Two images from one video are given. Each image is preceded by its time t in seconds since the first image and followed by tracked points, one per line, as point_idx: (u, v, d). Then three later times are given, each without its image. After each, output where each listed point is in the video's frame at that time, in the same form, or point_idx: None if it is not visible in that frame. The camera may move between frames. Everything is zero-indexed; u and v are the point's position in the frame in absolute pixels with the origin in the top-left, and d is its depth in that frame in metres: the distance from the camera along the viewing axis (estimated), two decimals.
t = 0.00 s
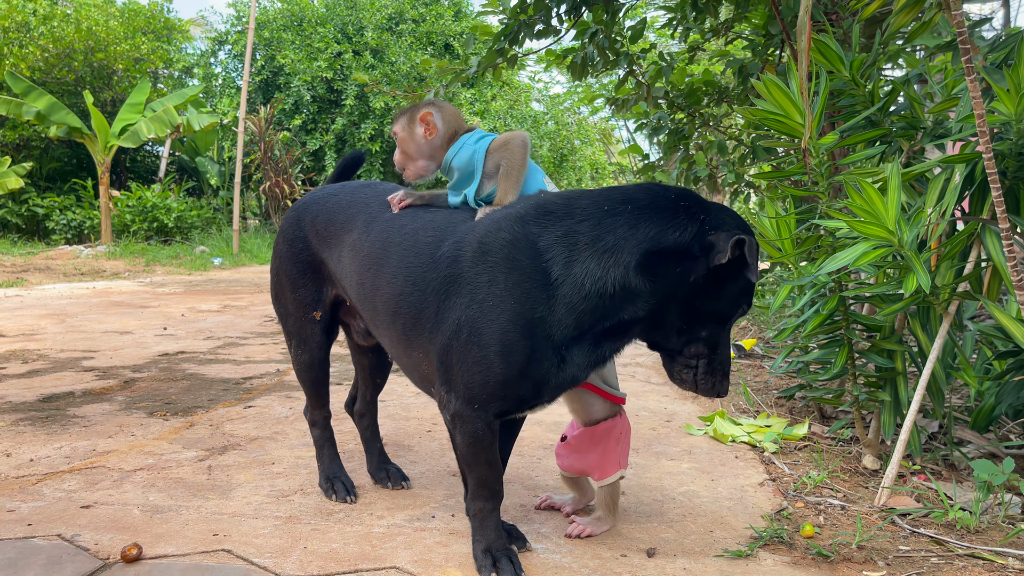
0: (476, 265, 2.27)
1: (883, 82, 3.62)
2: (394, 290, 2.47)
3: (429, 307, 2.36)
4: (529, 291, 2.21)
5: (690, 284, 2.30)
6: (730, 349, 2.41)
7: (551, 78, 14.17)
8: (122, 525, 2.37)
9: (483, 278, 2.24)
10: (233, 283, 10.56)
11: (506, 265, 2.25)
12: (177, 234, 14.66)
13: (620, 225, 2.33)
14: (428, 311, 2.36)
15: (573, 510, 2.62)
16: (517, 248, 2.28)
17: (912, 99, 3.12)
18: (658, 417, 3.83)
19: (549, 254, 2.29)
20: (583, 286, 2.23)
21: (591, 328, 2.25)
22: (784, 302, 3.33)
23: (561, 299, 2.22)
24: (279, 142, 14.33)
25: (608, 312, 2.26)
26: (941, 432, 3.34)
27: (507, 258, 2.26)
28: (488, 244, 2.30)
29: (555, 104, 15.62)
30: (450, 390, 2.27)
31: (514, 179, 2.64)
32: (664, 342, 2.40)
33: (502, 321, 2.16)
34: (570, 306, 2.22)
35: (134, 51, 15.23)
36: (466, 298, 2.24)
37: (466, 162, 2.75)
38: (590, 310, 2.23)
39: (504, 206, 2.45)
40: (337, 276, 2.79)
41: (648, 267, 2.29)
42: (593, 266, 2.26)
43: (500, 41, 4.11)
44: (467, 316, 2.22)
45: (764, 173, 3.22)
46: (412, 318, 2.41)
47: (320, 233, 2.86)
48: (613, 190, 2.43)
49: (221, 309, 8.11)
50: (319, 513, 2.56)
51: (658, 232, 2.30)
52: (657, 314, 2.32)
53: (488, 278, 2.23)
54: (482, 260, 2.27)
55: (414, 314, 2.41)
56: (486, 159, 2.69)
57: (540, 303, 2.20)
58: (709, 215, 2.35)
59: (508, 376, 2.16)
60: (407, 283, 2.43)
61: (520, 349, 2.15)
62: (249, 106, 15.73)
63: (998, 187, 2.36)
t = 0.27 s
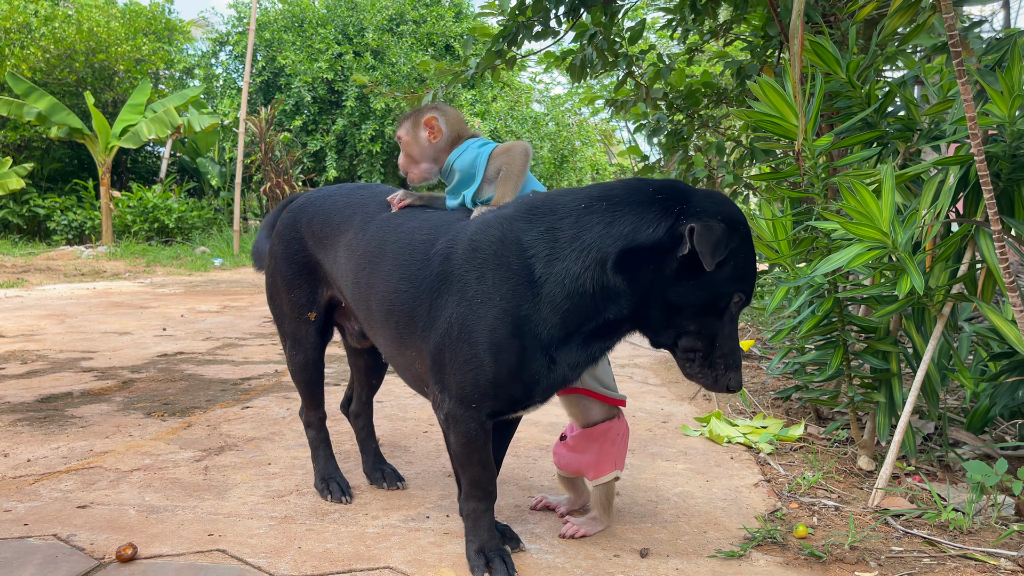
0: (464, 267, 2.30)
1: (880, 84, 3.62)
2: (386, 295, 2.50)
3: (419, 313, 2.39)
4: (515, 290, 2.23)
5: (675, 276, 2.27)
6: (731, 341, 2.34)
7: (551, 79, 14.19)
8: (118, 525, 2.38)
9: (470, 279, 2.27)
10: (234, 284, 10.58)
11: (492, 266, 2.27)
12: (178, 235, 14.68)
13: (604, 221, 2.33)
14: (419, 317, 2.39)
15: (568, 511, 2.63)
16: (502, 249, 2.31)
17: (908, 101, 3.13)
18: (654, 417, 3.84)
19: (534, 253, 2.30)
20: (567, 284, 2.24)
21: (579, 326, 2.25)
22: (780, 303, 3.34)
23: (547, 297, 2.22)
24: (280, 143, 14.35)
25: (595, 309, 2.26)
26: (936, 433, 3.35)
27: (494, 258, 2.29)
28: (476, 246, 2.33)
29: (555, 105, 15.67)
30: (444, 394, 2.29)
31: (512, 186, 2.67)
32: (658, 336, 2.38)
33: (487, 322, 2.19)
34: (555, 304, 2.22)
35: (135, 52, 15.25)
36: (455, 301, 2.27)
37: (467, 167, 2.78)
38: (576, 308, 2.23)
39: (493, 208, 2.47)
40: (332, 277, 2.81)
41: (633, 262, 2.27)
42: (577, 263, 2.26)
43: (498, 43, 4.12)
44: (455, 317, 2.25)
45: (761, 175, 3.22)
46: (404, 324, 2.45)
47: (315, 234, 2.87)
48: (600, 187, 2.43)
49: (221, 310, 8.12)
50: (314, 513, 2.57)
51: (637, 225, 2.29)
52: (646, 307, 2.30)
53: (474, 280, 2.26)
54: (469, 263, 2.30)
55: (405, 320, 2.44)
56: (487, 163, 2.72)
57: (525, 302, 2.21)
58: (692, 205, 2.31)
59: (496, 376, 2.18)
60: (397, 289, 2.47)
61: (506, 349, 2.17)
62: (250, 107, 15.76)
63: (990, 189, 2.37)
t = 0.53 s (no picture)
0: (451, 266, 2.32)
1: (876, 84, 3.63)
2: (378, 299, 2.53)
3: (410, 316, 2.42)
4: (498, 287, 2.24)
5: (653, 262, 2.22)
6: (721, 329, 2.25)
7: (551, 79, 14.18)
8: (113, 525, 2.39)
9: (456, 279, 2.29)
10: (233, 284, 10.58)
11: (477, 265, 2.29)
12: (178, 235, 14.69)
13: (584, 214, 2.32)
14: (409, 320, 2.43)
15: (563, 510, 2.64)
16: (487, 247, 2.32)
17: (903, 101, 3.13)
18: (651, 417, 3.84)
19: (518, 249, 2.30)
20: (549, 280, 2.23)
21: (565, 321, 2.24)
22: (776, 303, 3.34)
23: (529, 292, 2.22)
24: (279, 144, 14.34)
25: (579, 303, 2.25)
26: (932, 432, 3.35)
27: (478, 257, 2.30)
28: (462, 245, 2.35)
29: (555, 105, 15.68)
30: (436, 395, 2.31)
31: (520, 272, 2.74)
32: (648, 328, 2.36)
33: (471, 320, 2.21)
34: (539, 300, 2.22)
35: (135, 53, 15.26)
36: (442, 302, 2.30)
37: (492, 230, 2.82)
38: (559, 302, 2.23)
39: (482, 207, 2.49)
40: (332, 277, 2.81)
41: (611, 253, 2.25)
42: (558, 257, 2.25)
43: (496, 44, 4.12)
44: (443, 317, 2.27)
45: (757, 175, 3.23)
46: (397, 327, 2.48)
47: (313, 234, 2.88)
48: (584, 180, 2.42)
49: (220, 310, 8.12)
50: (309, 513, 2.58)
51: (614, 214, 2.26)
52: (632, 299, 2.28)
53: (460, 279, 2.28)
54: (454, 264, 2.32)
55: (397, 324, 2.48)
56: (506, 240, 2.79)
57: (509, 299, 2.22)
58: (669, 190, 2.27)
59: (482, 374, 2.19)
60: (387, 293, 2.50)
61: (489, 346, 2.17)
62: (250, 107, 15.76)
63: (983, 189, 2.38)
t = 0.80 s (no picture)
0: (444, 266, 2.31)
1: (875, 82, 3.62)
2: (373, 298, 2.53)
3: (404, 316, 2.41)
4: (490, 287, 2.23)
5: (654, 266, 2.26)
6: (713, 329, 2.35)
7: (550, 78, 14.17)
8: (113, 523, 2.39)
9: (447, 280, 2.28)
10: (233, 284, 10.59)
11: (470, 265, 2.28)
12: (178, 235, 14.70)
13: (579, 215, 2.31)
14: (404, 319, 2.42)
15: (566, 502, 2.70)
16: (478, 248, 2.32)
17: (902, 98, 3.12)
18: (651, 415, 3.84)
19: (512, 248, 2.29)
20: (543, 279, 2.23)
21: (557, 319, 2.24)
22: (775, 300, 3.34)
23: (524, 292, 2.22)
24: (278, 143, 14.33)
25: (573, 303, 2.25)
26: (931, 430, 3.35)
27: (470, 259, 2.30)
28: (455, 245, 2.34)
29: (554, 104, 15.68)
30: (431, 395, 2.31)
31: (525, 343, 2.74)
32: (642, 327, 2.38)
33: (461, 321, 2.20)
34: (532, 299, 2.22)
35: (134, 52, 15.25)
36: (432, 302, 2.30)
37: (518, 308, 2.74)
38: (555, 303, 2.23)
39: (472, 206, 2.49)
40: (332, 273, 2.81)
41: (609, 254, 2.26)
42: (554, 257, 2.25)
43: (494, 43, 4.12)
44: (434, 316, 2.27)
45: (756, 172, 3.23)
46: (392, 326, 2.48)
47: (313, 230, 2.88)
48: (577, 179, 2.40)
49: (220, 310, 8.13)
50: (309, 511, 2.58)
51: (610, 215, 2.27)
52: (627, 300, 2.31)
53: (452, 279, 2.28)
54: (444, 266, 2.32)
55: (392, 323, 2.47)
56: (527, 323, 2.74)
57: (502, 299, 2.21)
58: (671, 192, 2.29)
59: (474, 374, 2.19)
60: (382, 292, 2.49)
61: (483, 347, 2.17)
62: (249, 107, 15.75)
63: (981, 186, 2.38)
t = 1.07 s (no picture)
0: (440, 267, 2.28)
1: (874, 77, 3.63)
2: (363, 297, 2.50)
3: (396, 316, 2.39)
4: (492, 292, 2.22)
5: (659, 276, 2.35)
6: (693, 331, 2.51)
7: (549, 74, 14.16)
8: (113, 521, 2.40)
9: (445, 283, 2.25)
10: (234, 282, 10.59)
11: (470, 267, 2.27)
12: (178, 233, 14.70)
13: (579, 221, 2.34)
14: (395, 319, 2.39)
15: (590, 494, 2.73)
16: (475, 251, 2.30)
17: (901, 93, 3.12)
18: (650, 412, 3.85)
19: (512, 252, 2.30)
20: (548, 284, 2.25)
21: (555, 323, 2.28)
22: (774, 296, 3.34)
23: (526, 297, 2.23)
24: (278, 141, 14.32)
25: (573, 308, 2.29)
26: (930, 425, 3.36)
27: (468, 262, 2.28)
28: (451, 247, 2.32)
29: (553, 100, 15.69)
30: (424, 396, 2.30)
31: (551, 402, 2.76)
32: (632, 328, 2.46)
33: (463, 325, 2.18)
34: (536, 304, 2.24)
35: (133, 50, 15.23)
36: (428, 305, 2.26)
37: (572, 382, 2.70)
38: (556, 307, 2.26)
39: (461, 206, 2.47)
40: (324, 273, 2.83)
41: (613, 262, 2.32)
42: (556, 263, 2.28)
43: (493, 40, 4.11)
44: (431, 319, 2.24)
45: (755, 168, 3.23)
46: (381, 326, 2.45)
47: (309, 229, 2.90)
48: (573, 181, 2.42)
49: (219, 308, 8.13)
50: (309, 508, 2.58)
51: (616, 225, 2.31)
52: (623, 305, 2.36)
53: (450, 283, 2.25)
54: (441, 268, 2.28)
55: (382, 322, 2.45)
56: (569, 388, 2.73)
57: (505, 304, 2.21)
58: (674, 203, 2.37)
59: (476, 379, 2.18)
60: (373, 291, 2.46)
61: (483, 352, 2.17)
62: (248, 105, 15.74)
63: (980, 181, 2.38)
